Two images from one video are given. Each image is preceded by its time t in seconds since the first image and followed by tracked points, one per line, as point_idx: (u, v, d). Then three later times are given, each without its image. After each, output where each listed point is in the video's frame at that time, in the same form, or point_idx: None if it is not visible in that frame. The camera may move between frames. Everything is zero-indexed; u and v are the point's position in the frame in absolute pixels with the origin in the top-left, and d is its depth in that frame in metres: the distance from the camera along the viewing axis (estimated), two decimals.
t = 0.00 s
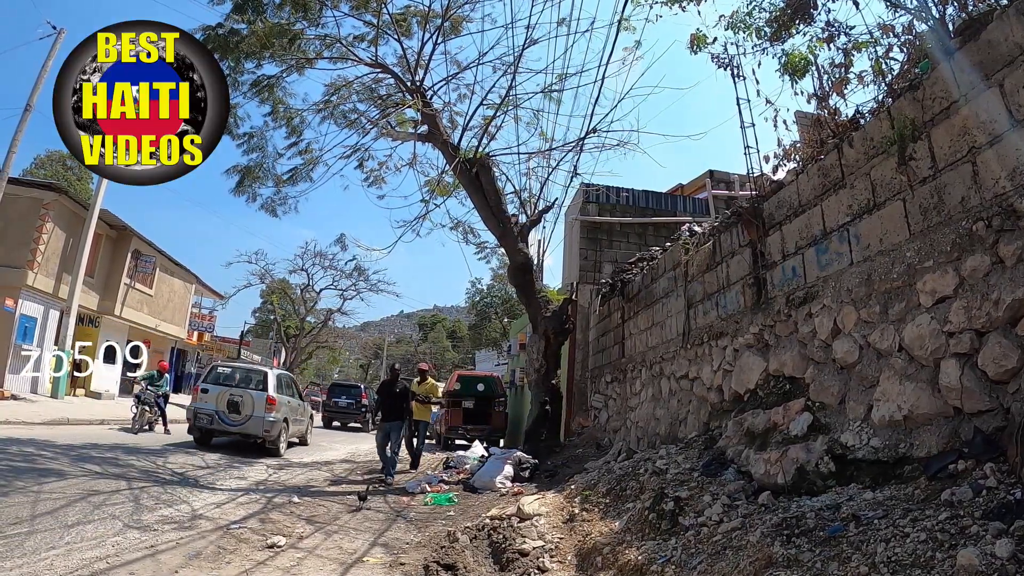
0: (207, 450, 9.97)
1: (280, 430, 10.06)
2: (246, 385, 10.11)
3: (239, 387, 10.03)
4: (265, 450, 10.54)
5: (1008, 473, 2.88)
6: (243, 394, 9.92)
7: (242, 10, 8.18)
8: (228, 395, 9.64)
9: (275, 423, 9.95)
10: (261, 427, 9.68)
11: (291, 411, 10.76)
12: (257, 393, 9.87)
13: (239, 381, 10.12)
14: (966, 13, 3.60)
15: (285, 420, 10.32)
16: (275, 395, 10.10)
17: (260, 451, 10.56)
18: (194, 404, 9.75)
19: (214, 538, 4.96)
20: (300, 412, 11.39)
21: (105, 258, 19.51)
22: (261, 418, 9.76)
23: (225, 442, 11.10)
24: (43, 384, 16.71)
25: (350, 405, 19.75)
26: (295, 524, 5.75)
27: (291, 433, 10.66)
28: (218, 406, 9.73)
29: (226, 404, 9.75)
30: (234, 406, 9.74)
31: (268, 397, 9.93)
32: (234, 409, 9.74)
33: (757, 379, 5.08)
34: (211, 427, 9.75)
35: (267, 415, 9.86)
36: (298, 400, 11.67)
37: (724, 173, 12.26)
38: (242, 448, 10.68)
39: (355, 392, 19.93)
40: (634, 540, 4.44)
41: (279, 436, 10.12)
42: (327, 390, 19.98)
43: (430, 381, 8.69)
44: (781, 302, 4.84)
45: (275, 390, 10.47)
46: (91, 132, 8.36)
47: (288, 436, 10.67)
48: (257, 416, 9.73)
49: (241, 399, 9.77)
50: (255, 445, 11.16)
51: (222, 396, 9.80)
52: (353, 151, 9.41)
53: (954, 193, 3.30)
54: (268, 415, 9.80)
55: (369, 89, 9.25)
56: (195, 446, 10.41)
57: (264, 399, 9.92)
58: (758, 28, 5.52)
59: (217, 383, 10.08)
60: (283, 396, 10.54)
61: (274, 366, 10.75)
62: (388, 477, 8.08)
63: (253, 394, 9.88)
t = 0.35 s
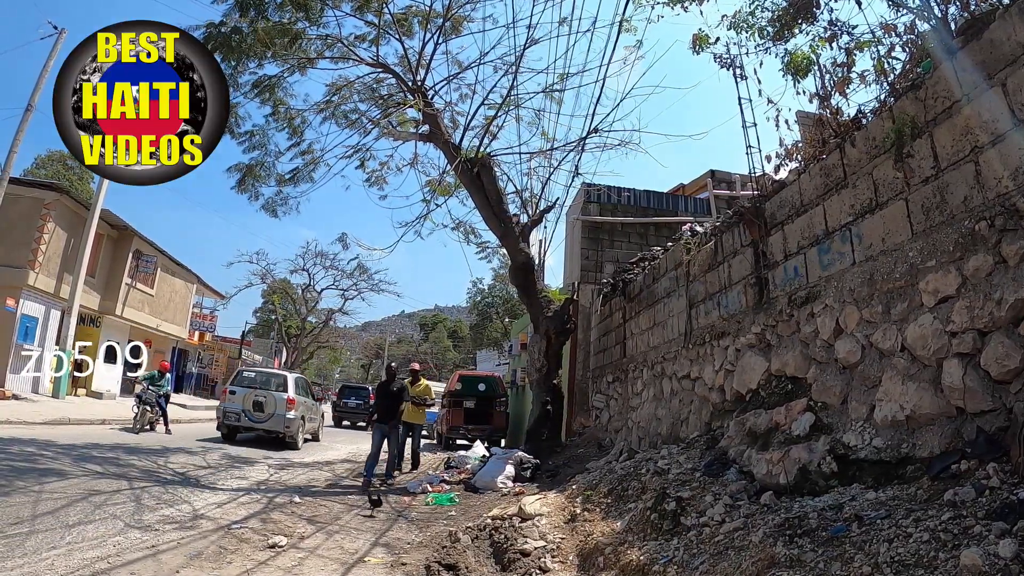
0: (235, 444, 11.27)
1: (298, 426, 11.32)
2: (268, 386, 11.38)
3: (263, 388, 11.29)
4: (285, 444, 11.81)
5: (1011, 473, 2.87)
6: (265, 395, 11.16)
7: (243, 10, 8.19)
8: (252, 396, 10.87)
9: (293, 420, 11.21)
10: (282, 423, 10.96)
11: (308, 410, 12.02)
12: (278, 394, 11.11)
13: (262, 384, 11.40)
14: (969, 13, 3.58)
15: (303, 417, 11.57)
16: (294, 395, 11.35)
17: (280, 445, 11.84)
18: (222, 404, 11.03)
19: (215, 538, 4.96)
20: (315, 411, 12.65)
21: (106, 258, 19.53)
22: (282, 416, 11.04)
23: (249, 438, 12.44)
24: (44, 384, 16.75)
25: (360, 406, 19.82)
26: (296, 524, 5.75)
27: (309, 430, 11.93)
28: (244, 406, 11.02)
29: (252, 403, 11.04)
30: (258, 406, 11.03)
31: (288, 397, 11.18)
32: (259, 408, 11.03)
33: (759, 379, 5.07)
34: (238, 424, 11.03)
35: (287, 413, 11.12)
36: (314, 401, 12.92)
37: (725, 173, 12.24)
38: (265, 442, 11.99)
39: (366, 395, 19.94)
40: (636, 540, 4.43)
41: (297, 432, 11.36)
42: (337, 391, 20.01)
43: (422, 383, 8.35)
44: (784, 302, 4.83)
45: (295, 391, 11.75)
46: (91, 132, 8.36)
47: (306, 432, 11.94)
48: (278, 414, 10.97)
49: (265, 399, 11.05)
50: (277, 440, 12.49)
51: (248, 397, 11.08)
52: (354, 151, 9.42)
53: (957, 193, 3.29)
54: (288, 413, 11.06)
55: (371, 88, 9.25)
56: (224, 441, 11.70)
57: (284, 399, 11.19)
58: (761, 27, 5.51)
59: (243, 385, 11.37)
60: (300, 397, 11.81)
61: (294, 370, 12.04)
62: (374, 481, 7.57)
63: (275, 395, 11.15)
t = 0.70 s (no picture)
0: (256, 440, 12.56)
1: (313, 424, 12.63)
2: (285, 388, 12.70)
3: (281, 390, 12.65)
4: (301, 440, 13.11)
5: (1014, 473, 2.86)
6: (283, 396, 12.51)
7: (244, 10, 8.19)
8: (272, 398, 12.22)
9: (308, 418, 12.53)
10: (298, 421, 12.29)
11: (320, 410, 13.40)
12: (295, 395, 12.43)
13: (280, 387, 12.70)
14: (970, 12, 3.57)
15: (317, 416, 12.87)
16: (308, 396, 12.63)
17: (296, 441, 13.13)
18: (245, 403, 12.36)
19: (215, 538, 4.95)
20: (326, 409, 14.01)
21: (108, 258, 19.56)
22: (298, 415, 12.34)
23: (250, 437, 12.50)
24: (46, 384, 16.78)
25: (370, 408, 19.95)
26: (297, 524, 5.75)
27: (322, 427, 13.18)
28: (265, 406, 12.35)
29: (271, 404, 12.36)
30: (277, 405, 12.35)
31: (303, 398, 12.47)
32: (277, 407, 12.34)
33: (760, 379, 5.07)
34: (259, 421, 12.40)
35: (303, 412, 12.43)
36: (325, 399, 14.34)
37: (726, 173, 12.24)
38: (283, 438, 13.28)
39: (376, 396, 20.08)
40: (637, 541, 4.42)
41: (311, 429, 12.72)
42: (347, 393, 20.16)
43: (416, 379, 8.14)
44: (785, 302, 4.82)
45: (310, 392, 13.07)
46: (91, 132, 8.37)
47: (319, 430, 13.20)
48: (295, 413, 12.31)
49: (283, 400, 12.36)
50: (294, 436, 13.80)
51: (268, 398, 12.41)
52: (355, 151, 9.42)
53: (959, 193, 3.28)
54: (303, 412, 12.36)
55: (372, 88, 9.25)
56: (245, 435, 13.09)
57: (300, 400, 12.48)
58: (762, 26, 5.50)
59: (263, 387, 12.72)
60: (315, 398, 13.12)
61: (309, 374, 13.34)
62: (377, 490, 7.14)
63: (292, 396, 12.45)
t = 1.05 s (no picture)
0: (272, 437, 13.73)
1: (325, 423, 13.80)
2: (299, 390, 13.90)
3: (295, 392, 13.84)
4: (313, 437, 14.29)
5: (1014, 473, 2.85)
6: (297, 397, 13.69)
7: (245, 10, 8.19)
8: (287, 399, 13.42)
9: (320, 418, 13.70)
10: (312, 420, 13.46)
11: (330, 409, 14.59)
12: (308, 396, 13.61)
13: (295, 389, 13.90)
14: (971, 11, 3.57)
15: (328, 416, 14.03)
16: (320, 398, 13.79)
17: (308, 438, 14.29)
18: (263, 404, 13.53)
19: (215, 538, 4.95)
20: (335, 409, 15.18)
21: (109, 258, 19.58)
22: (311, 414, 13.51)
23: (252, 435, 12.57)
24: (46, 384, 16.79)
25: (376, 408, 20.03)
26: (297, 524, 5.75)
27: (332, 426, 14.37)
28: (281, 406, 13.52)
29: (287, 404, 13.54)
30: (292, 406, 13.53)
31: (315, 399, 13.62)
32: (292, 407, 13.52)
33: (761, 379, 5.07)
34: (276, 420, 13.60)
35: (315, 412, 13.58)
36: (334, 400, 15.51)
37: (727, 172, 12.23)
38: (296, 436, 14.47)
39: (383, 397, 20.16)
40: (637, 541, 4.42)
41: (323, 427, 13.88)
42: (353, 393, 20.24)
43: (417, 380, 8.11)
44: (785, 302, 4.82)
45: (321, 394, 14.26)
46: (91, 132, 8.37)
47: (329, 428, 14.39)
48: (308, 413, 13.48)
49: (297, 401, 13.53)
50: (305, 434, 14.97)
51: (284, 399, 13.59)
52: (356, 151, 9.44)
53: (959, 192, 3.28)
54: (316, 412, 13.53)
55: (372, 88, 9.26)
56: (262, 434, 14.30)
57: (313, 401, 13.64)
58: (762, 25, 5.50)
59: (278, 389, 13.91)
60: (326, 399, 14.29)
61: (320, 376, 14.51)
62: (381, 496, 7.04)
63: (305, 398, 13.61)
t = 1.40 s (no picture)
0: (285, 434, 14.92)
1: (334, 422, 15.02)
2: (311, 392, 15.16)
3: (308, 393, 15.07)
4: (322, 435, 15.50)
5: (1014, 474, 2.86)
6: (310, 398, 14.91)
7: (245, 10, 8.20)
8: (301, 399, 14.64)
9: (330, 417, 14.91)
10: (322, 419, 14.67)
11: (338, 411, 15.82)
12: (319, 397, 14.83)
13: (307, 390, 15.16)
14: (971, 11, 3.57)
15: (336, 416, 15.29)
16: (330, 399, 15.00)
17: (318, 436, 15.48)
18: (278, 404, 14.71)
19: (216, 538, 4.96)
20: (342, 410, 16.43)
21: (110, 259, 19.61)
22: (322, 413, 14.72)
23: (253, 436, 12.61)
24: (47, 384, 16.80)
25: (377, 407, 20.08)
26: (298, 524, 5.75)
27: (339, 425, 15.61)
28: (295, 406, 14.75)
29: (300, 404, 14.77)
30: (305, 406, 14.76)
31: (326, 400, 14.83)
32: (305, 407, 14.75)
33: (761, 380, 5.07)
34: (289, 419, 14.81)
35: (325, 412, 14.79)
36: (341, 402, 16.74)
37: (728, 172, 12.23)
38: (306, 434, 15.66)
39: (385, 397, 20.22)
40: (637, 541, 4.43)
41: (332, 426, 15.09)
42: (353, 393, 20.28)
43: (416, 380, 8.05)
44: (786, 302, 4.82)
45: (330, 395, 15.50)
46: (91, 132, 8.37)
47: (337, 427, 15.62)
48: (319, 412, 14.69)
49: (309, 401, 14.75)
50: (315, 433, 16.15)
51: (297, 400, 14.81)
52: (357, 152, 9.45)
53: (959, 192, 3.28)
54: (326, 412, 14.73)
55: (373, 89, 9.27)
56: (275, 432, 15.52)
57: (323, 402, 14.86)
58: (762, 25, 5.50)
59: (292, 391, 15.12)
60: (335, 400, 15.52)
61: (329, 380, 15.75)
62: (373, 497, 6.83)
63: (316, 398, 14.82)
